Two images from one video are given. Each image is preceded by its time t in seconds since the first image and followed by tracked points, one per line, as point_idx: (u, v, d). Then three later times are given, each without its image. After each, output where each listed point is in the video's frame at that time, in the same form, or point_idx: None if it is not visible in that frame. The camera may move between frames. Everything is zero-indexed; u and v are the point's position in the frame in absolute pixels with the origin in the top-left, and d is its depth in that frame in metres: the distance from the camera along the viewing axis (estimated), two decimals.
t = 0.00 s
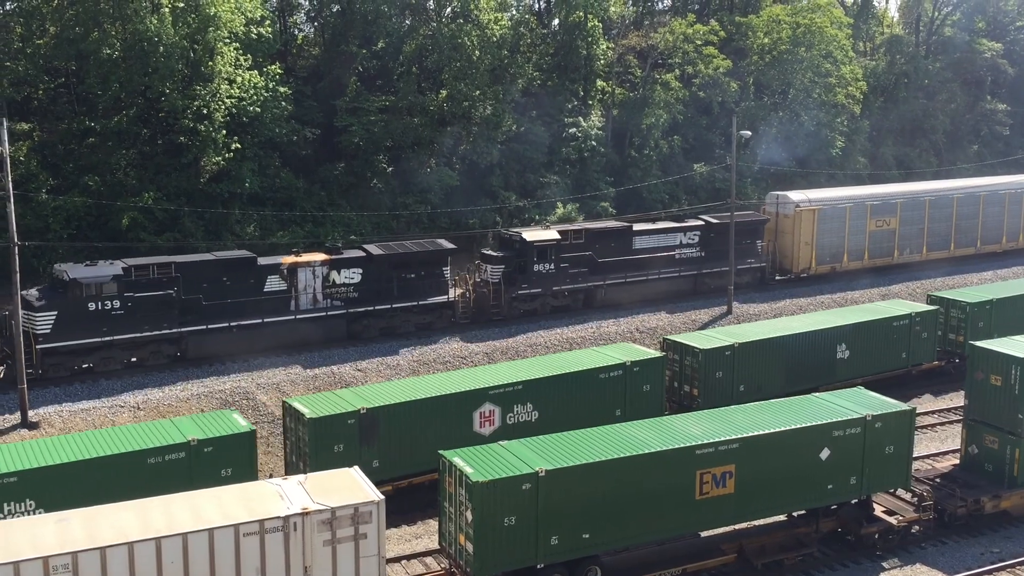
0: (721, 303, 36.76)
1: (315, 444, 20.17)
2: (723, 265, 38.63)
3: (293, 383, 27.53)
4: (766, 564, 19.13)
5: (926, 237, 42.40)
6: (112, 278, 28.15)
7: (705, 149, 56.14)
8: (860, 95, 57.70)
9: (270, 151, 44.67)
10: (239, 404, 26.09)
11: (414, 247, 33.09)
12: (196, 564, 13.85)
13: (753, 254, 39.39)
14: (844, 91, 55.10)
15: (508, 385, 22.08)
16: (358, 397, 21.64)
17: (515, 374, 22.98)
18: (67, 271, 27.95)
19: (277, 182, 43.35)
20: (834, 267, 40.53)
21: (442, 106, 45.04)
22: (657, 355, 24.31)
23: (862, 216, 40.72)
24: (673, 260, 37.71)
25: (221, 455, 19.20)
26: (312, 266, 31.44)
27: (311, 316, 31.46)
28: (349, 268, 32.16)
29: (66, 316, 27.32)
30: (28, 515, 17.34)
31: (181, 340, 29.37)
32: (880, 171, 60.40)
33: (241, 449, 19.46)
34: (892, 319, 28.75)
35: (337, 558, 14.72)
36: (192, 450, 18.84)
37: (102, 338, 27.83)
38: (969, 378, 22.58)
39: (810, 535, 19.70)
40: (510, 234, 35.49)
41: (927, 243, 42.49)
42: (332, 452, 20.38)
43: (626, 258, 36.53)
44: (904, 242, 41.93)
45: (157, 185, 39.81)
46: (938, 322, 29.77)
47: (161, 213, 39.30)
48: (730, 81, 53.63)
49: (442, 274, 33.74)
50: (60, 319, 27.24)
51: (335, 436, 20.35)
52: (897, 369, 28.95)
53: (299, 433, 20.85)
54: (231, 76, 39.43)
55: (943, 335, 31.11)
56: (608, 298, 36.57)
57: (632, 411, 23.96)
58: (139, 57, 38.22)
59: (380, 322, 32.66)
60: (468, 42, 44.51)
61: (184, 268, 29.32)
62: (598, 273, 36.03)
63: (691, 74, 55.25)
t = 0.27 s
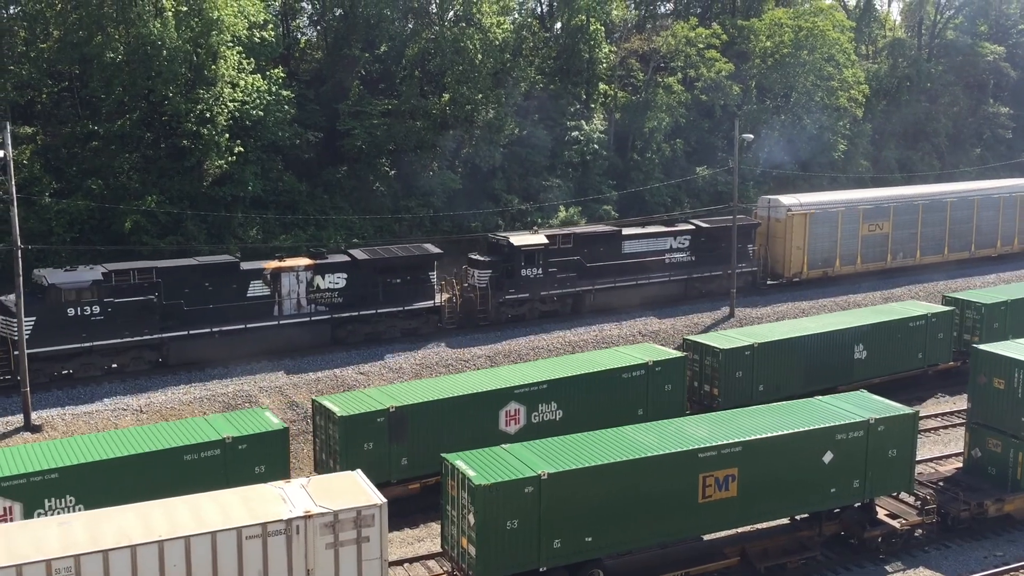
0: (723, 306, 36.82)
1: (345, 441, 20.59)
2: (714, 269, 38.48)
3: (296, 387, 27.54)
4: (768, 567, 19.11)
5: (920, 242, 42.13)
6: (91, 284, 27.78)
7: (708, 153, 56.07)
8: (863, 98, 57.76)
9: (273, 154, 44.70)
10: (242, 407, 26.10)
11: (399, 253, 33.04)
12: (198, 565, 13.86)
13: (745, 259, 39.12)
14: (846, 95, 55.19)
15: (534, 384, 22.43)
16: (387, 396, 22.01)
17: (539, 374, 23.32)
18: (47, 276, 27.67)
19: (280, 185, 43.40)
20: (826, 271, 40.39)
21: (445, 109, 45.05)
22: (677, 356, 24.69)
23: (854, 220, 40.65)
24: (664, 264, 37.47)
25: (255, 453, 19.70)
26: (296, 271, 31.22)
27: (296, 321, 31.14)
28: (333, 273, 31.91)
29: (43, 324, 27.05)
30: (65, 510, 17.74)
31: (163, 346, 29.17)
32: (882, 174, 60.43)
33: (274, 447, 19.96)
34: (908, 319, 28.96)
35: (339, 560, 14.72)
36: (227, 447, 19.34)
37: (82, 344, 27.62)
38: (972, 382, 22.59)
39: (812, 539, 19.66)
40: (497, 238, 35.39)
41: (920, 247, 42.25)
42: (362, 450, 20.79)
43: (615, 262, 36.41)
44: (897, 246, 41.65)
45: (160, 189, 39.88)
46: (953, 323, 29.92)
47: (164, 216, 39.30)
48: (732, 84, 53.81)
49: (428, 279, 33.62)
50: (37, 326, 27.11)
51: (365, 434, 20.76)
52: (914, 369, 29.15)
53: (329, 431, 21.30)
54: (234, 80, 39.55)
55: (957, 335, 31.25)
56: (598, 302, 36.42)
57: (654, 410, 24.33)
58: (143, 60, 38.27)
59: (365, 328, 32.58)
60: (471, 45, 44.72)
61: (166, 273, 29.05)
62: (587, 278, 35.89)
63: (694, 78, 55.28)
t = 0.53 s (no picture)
0: (724, 310, 36.84)
1: (374, 439, 20.85)
2: (703, 273, 38.20)
3: (297, 389, 27.52)
4: (769, 571, 19.07)
5: (913, 246, 41.94)
6: (69, 288, 27.74)
7: (710, 156, 56.01)
8: (865, 102, 57.79)
9: (275, 156, 44.71)
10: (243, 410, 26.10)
11: (384, 256, 32.68)
12: (200, 567, 13.85)
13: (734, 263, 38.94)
14: (848, 98, 55.26)
15: (557, 383, 22.65)
16: (413, 394, 22.25)
17: (562, 374, 23.54)
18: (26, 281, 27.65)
19: (282, 188, 43.40)
20: (818, 276, 40.15)
21: (447, 112, 45.09)
22: (697, 355, 24.90)
23: (845, 225, 40.54)
24: (653, 270, 37.23)
25: (286, 449, 19.80)
26: (278, 275, 30.95)
27: (278, 325, 30.83)
28: (317, 277, 31.67)
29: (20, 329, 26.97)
30: (103, 506, 17.88)
31: (143, 351, 28.82)
32: (884, 178, 60.42)
33: (305, 444, 20.05)
34: (924, 320, 29.20)
35: (341, 563, 14.70)
36: (259, 444, 19.43)
37: (60, 349, 27.37)
38: (974, 385, 22.57)
39: (815, 542, 19.62)
40: (484, 242, 35.06)
41: (913, 252, 42.02)
42: (390, 447, 21.06)
43: (604, 267, 36.08)
44: (890, 250, 41.64)
45: (162, 191, 39.92)
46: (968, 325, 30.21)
47: (166, 218, 39.23)
48: (734, 87, 53.70)
49: (413, 283, 33.25)
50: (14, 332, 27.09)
51: (393, 431, 21.02)
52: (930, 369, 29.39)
53: (357, 429, 21.54)
54: (236, 82, 39.57)
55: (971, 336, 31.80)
56: (587, 306, 36.06)
57: (676, 408, 24.54)
58: (145, 62, 38.27)
59: (350, 332, 32.18)
60: (473, 48, 44.80)
61: (145, 277, 28.88)
62: (575, 282, 35.55)
63: (696, 81, 55.30)
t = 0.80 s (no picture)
0: (724, 312, 36.94)
1: (401, 435, 21.05)
2: (691, 277, 38.07)
3: (298, 391, 27.56)
4: (770, 573, 19.08)
5: (904, 249, 41.98)
6: (46, 290, 27.48)
7: (710, 158, 56.05)
8: (865, 104, 57.80)
9: (276, 158, 44.75)
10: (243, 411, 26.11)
11: (368, 260, 32.47)
12: (200, 569, 13.85)
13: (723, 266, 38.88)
14: (849, 100, 55.29)
15: (580, 381, 22.95)
16: (438, 391, 22.48)
17: (585, 372, 23.82)
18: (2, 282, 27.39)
19: (284, 189, 43.41)
20: (807, 279, 40.07)
21: (448, 114, 45.21)
22: (715, 354, 25.29)
23: (835, 228, 40.42)
24: (640, 272, 37.09)
25: (316, 445, 20.17)
26: (259, 278, 30.76)
27: (259, 329, 30.72)
28: (299, 280, 31.46)
29: None
30: (137, 500, 18.18)
31: (120, 355, 28.63)
32: (885, 181, 60.49)
33: (334, 441, 20.41)
34: (939, 320, 29.50)
35: (341, 565, 14.70)
36: (289, 440, 19.79)
37: (36, 352, 27.23)
38: (975, 388, 22.57)
39: (815, 545, 19.62)
40: (469, 245, 34.92)
41: (904, 254, 42.05)
42: (417, 443, 21.24)
43: (591, 270, 35.95)
44: (881, 253, 41.59)
45: (164, 193, 39.94)
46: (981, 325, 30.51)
47: (168, 220, 39.34)
48: (735, 89, 53.62)
49: (398, 286, 33.12)
50: None
51: (420, 427, 21.22)
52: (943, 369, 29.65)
53: (383, 426, 21.76)
54: (237, 84, 39.56)
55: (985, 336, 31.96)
56: (574, 310, 35.93)
57: (694, 406, 24.95)
58: (147, 64, 38.32)
59: (332, 336, 32.03)
60: (474, 50, 44.73)
61: (122, 279, 28.69)
62: (561, 285, 35.46)
63: (696, 83, 55.31)
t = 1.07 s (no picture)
0: (724, 312, 36.97)
1: (426, 429, 21.08)
2: (679, 278, 37.81)
3: (298, 390, 27.59)
4: (769, 572, 19.10)
5: (895, 249, 41.85)
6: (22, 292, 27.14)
7: (709, 157, 55.94)
8: (865, 103, 57.77)
9: (276, 157, 44.74)
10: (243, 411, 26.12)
11: (350, 261, 32.12)
12: (200, 568, 13.86)
13: (712, 267, 38.64)
14: (848, 100, 55.22)
15: (600, 377, 23.04)
16: (460, 387, 22.58)
17: (604, 368, 23.94)
18: None
19: (284, 188, 43.40)
20: (797, 280, 40.01)
21: (448, 113, 45.43)
22: (733, 351, 25.36)
23: (824, 228, 40.29)
24: (627, 273, 36.77)
25: (344, 439, 20.26)
26: (240, 279, 30.30)
27: (240, 330, 30.22)
28: (280, 281, 31.03)
29: None
30: (169, 493, 18.33)
31: (98, 357, 28.23)
32: (885, 180, 60.54)
33: (362, 435, 20.47)
34: (952, 318, 29.61)
35: (341, 564, 14.71)
36: (318, 434, 19.87)
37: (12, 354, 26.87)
38: (975, 387, 22.58)
39: (814, 544, 19.64)
40: (454, 245, 34.50)
41: (895, 254, 41.93)
42: (441, 438, 21.28)
43: (577, 270, 35.63)
44: (871, 253, 41.45)
45: (163, 192, 39.94)
46: (993, 322, 30.63)
47: (168, 219, 39.35)
48: (735, 89, 53.76)
49: (381, 288, 32.72)
50: None
51: (444, 422, 21.26)
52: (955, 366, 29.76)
53: (408, 421, 21.82)
54: (238, 83, 39.55)
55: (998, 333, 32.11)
56: (559, 311, 35.66)
57: (712, 403, 25.02)
58: (147, 63, 38.31)
59: (313, 337, 31.62)
60: (474, 49, 44.79)
61: (100, 280, 28.24)
62: (547, 286, 35.08)
63: (696, 82, 55.32)
